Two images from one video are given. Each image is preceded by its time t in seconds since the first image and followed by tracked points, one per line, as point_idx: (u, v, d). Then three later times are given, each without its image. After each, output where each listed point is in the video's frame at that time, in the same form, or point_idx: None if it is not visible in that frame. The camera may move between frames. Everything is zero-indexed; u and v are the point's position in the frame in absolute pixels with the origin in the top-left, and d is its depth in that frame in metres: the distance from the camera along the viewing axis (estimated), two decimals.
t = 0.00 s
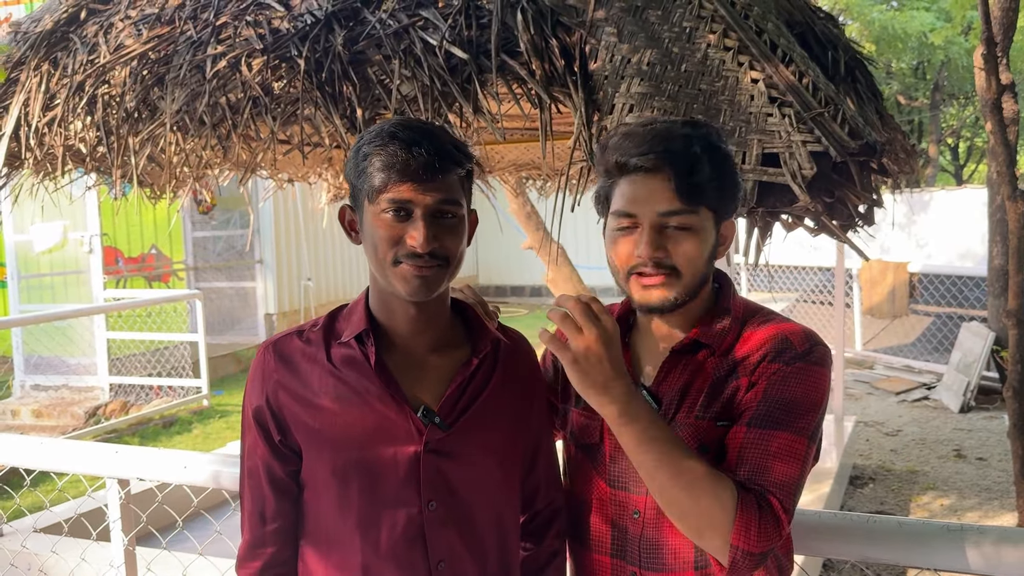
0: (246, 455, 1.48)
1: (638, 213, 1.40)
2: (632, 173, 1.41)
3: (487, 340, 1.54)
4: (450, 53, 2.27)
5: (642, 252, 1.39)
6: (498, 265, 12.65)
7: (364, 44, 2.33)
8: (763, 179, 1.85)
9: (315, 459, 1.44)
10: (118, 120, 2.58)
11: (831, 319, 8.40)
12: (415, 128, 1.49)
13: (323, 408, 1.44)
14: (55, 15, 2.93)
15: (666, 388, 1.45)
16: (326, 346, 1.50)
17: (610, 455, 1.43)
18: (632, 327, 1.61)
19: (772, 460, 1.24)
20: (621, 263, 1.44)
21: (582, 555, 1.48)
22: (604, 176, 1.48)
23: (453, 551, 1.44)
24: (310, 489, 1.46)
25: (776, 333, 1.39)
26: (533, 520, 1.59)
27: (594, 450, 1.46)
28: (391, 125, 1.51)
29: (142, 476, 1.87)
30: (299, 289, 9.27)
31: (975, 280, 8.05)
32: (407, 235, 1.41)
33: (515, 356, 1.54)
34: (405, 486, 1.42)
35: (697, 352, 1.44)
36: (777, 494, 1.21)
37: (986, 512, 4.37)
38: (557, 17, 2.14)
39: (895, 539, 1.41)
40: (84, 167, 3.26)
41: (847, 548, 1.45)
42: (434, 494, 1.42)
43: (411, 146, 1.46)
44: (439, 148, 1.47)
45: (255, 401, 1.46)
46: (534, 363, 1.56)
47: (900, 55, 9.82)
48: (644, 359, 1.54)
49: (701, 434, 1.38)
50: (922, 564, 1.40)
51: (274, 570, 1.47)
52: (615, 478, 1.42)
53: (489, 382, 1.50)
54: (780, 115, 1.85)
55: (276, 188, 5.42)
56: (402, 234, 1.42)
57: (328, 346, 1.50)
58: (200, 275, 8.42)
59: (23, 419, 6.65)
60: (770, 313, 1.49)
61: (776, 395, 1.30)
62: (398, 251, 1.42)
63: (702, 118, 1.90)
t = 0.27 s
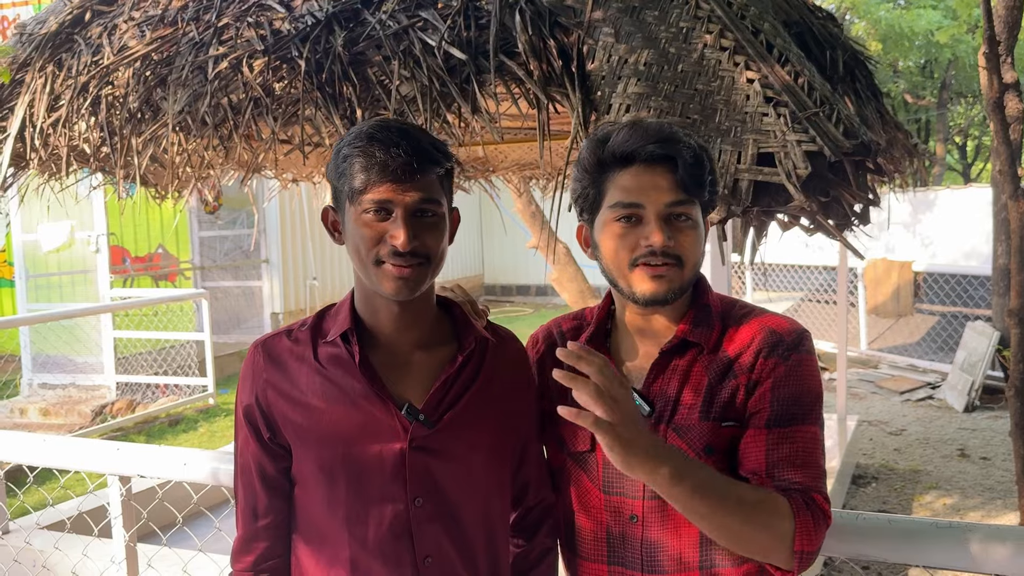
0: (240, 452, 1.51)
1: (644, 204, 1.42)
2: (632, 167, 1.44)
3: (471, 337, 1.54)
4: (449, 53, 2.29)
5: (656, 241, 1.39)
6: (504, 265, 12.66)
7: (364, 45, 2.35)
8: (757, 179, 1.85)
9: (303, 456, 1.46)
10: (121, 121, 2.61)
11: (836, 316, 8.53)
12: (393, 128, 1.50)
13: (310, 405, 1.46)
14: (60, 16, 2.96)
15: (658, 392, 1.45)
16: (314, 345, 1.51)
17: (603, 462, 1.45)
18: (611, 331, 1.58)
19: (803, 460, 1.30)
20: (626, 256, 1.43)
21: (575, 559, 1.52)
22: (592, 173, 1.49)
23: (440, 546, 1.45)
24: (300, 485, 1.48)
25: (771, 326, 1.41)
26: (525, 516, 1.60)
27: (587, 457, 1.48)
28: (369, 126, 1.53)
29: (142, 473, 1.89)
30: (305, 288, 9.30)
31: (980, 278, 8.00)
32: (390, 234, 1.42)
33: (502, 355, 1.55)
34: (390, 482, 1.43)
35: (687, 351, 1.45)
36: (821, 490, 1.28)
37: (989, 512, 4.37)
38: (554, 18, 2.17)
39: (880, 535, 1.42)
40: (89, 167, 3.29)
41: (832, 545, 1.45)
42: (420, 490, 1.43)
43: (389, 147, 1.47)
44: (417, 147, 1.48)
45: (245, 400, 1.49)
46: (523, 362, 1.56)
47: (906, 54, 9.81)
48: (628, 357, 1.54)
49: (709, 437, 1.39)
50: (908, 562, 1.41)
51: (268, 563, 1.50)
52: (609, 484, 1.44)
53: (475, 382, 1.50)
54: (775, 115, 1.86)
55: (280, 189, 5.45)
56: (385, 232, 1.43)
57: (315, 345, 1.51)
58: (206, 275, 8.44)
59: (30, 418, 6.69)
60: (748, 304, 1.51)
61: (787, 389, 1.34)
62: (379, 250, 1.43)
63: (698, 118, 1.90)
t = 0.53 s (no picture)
0: (224, 447, 1.52)
1: (619, 209, 1.44)
2: (607, 172, 1.47)
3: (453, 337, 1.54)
4: (446, 54, 2.30)
5: (631, 246, 1.41)
6: (509, 264, 12.66)
7: (363, 46, 2.37)
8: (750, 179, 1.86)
9: (285, 451, 1.48)
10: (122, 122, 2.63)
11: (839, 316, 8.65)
12: (374, 130, 1.52)
13: (291, 402, 1.47)
14: (63, 17, 2.98)
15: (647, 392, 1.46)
16: (296, 341, 1.52)
17: (591, 461, 1.47)
18: (593, 333, 1.57)
19: (819, 449, 1.33)
20: (603, 260, 1.45)
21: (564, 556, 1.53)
22: (569, 179, 1.52)
23: (418, 543, 1.46)
24: (282, 481, 1.50)
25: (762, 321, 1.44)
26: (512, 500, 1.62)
27: (574, 457, 1.49)
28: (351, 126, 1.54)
29: (140, 470, 1.91)
30: (310, 287, 9.33)
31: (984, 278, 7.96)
32: (369, 234, 1.44)
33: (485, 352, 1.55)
34: (369, 479, 1.44)
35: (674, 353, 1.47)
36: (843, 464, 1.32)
37: (991, 511, 4.36)
38: (551, 18, 2.18)
39: (861, 532, 1.43)
40: (92, 167, 3.31)
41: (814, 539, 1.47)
42: (398, 487, 1.44)
43: (368, 148, 1.49)
44: (395, 149, 1.49)
45: (229, 395, 1.50)
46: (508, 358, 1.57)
47: (913, 52, 9.76)
48: (613, 357, 1.54)
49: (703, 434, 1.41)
50: (892, 559, 1.42)
51: (250, 557, 1.51)
52: (598, 483, 1.46)
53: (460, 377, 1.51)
54: (768, 114, 1.86)
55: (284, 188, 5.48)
56: (364, 233, 1.44)
57: (298, 342, 1.52)
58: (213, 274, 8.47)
59: (37, 416, 6.74)
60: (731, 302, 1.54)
61: (787, 383, 1.37)
62: (359, 250, 1.45)
63: (692, 118, 1.91)
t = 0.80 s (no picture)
0: (211, 442, 1.52)
1: (614, 210, 1.44)
2: (604, 172, 1.46)
3: (439, 331, 1.53)
4: (444, 53, 2.30)
5: (622, 249, 1.42)
6: (514, 263, 12.66)
7: (361, 44, 2.37)
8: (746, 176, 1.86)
9: (272, 445, 1.47)
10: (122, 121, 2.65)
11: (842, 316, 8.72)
12: (370, 130, 1.51)
13: (278, 396, 1.46)
14: (65, 17, 3.00)
15: (635, 389, 1.46)
16: (283, 336, 1.51)
17: (579, 456, 1.48)
18: (584, 328, 1.58)
19: (815, 439, 1.33)
20: (595, 259, 1.45)
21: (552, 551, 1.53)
22: (565, 175, 1.51)
23: (403, 536, 1.45)
24: (269, 475, 1.49)
25: (751, 317, 1.44)
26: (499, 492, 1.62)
27: (562, 452, 1.50)
28: (348, 125, 1.53)
29: (138, 468, 1.93)
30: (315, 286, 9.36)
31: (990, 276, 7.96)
32: (363, 234, 1.44)
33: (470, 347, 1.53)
34: (355, 472, 1.43)
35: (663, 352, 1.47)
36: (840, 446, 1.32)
37: (994, 510, 4.35)
38: (548, 17, 2.18)
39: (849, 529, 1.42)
40: (94, 166, 3.33)
41: (808, 540, 1.46)
42: (384, 480, 1.43)
43: (363, 148, 1.48)
44: (390, 150, 1.49)
45: (215, 391, 1.49)
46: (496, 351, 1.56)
47: (920, 50, 9.71)
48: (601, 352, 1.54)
49: (690, 429, 1.42)
50: (880, 555, 1.41)
51: (237, 551, 1.51)
52: (586, 479, 1.47)
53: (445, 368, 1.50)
54: (764, 113, 1.86)
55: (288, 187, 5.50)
56: (356, 233, 1.44)
57: (285, 337, 1.51)
58: (218, 273, 8.46)
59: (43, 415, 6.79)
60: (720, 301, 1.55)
61: (777, 377, 1.37)
62: (352, 249, 1.44)
63: (687, 116, 1.91)
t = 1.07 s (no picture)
0: (206, 443, 1.50)
1: (635, 205, 1.44)
2: (626, 165, 1.46)
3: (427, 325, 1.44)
4: (445, 51, 2.30)
5: (642, 242, 1.42)
6: (518, 262, 12.67)
7: (362, 43, 2.37)
8: (747, 174, 1.87)
9: (266, 446, 1.44)
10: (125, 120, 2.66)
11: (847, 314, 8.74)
12: (387, 145, 1.35)
13: (271, 396, 1.43)
14: (69, 17, 3.01)
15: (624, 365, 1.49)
16: (276, 336, 1.48)
17: (574, 440, 1.48)
18: (585, 323, 1.59)
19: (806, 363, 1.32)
20: (614, 251, 1.45)
21: (563, 542, 1.49)
22: (585, 166, 1.52)
23: (400, 535, 1.40)
24: (265, 475, 1.47)
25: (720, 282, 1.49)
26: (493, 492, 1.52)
27: (558, 440, 1.49)
28: (359, 126, 1.38)
29: (139, 465, 1.93)
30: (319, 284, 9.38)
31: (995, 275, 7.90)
32: (376, 250, 1.28)
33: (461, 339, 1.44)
34: (349, 470, 1.39)
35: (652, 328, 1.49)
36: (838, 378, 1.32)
37: (998, 510, 4.34)
38: (549, 16, 2.18)
39: (848, 527, 1.38)
40: (99, 166, 3.36)
41: (809, 537, 1.42)
42: (377, 476, 1.39)
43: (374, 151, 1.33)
44: (404, 156, 1.34)
45: (209, 393, 1.47)
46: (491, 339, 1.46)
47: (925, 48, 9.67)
48: (604, 346, 1.56)
49: (673, 390, 1.44)
50: (881, 553, 1.37)
51: (235, 551, 1.49)
52: (584, 463, 1.47)
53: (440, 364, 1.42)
54: (764, 111, 1.85)
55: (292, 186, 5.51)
56: (370, 249, 1.28)
57: (277, 336, 1.48)
58: (223, 271, 8.53)
59: (49, 413, 6.83)
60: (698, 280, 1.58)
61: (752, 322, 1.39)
62: (363, 263, 1.28)
63: (688, 114, 1.92)
